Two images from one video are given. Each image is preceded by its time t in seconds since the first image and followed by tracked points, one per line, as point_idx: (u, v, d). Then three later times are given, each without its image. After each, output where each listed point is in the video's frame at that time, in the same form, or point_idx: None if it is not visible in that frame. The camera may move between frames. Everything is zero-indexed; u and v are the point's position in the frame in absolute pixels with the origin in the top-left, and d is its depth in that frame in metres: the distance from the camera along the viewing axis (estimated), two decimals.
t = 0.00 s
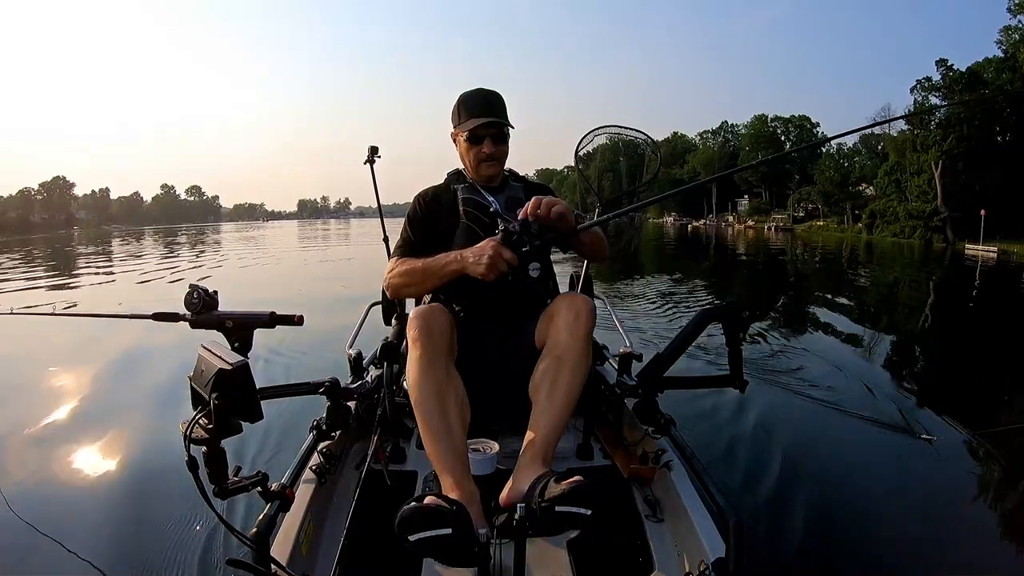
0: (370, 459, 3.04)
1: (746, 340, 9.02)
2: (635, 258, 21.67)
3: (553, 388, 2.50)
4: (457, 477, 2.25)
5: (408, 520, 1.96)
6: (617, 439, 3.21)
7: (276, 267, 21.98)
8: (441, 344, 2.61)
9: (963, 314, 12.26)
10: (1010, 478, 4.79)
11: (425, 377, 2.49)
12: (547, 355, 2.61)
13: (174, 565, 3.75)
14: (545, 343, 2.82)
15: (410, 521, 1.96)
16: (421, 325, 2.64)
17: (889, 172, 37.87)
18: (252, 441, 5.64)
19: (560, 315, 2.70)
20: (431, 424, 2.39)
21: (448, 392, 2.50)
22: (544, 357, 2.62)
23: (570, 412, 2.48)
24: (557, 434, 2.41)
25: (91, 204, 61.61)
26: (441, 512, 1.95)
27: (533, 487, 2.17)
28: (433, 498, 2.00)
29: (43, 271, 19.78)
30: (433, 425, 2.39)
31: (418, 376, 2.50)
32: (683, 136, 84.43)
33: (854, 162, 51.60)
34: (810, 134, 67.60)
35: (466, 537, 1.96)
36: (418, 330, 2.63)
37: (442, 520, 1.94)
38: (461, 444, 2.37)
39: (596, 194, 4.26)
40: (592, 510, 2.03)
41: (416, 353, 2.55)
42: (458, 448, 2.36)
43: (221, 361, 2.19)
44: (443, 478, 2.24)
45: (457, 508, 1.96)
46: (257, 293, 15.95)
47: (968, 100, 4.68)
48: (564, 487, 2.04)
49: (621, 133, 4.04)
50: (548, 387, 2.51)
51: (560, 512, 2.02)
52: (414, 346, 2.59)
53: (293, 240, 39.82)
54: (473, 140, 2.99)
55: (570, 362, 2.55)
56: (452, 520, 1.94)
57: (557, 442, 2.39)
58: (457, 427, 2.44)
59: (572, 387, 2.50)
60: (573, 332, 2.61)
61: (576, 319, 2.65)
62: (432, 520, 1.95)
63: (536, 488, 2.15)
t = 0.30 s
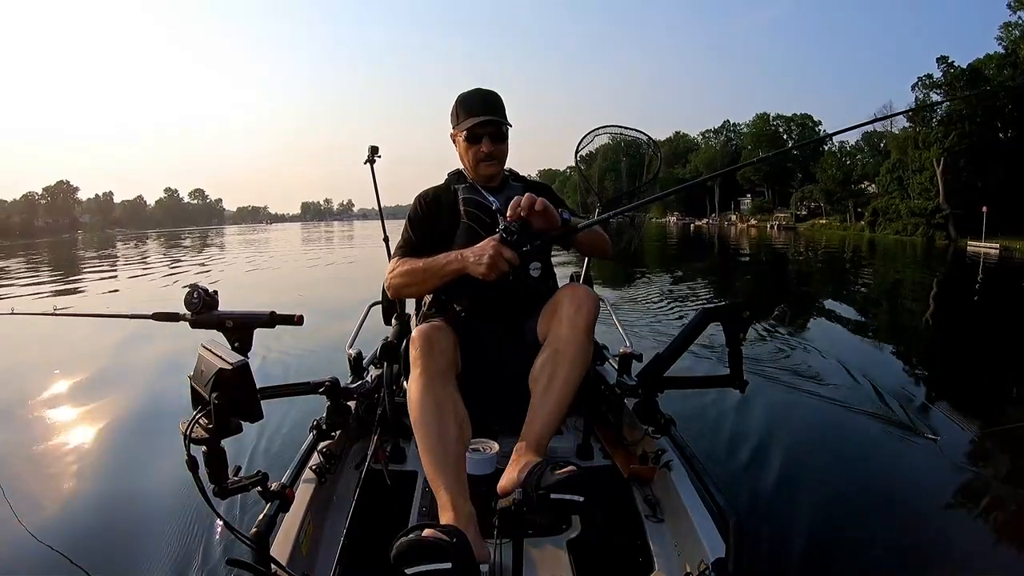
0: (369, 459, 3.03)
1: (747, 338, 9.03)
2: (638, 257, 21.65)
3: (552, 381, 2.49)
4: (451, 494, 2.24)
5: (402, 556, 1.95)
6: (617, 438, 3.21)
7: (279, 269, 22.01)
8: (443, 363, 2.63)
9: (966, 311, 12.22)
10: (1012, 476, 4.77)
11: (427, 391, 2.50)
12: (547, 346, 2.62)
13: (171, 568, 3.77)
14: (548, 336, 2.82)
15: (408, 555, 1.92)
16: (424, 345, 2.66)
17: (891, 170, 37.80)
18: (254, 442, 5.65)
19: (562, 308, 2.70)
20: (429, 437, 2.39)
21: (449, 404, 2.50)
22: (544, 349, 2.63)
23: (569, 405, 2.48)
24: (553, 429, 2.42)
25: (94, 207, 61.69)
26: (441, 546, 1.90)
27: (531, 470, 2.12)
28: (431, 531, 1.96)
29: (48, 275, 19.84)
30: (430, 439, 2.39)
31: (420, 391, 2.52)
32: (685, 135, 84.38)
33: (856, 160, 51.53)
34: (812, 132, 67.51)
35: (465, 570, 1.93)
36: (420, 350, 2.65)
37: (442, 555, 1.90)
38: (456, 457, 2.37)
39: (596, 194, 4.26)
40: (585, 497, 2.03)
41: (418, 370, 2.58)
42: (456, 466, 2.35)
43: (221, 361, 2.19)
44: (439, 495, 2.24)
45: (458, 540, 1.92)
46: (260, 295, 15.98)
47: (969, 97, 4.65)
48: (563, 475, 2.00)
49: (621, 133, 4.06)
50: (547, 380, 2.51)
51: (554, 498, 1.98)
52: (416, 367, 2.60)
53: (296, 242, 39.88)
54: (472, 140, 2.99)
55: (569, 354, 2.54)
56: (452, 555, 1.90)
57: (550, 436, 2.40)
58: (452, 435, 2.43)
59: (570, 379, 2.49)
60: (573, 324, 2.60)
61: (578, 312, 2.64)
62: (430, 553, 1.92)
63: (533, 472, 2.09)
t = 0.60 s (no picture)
0: (369, 459, 3.03)
1: (747, 336, 9.02)
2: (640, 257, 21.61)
3: (553, 387, 2.49)
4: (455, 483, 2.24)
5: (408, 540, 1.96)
6: (617, 438, 3.20)
7: (282, 270, 22.03)
8: (443, 350, 2.62)
9: (969, 309, 12.19)
10: (1013, 474, 4.76)
11: (427, 380, 2.49)
12: (549, 351, 2.61)
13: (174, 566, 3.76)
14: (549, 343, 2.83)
15: (411, 539, 1.96)
16: (424, 330, 2.64)
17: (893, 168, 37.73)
18: (256, 443, 5.65)
19: (562, 314, 2.69)
20: (430, 429, 2.38)
21: (449, 396, 2.48)
22: (545, 354, 2.62)
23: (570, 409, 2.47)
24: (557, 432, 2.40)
25: (97, 210, 61.81)
26: (444, 531, 1.95)
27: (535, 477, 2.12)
28: (436, 516, 2.00)
29: (51, 277, 19.88)
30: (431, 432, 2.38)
31: (419, 380, 2.50)
32: (687, 134, 84.30)
33: (859, 158, 51.45)
34: (814, 130, 67.40)
35: (469, 556, 1.97)
36: (420, 335, 2.63)
37: (446, 540, 1.94)
38: (457, 448, 2.36)
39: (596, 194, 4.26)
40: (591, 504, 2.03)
41: (417, 355, 2.56)
42: (457, 455, 2.34)
43: (221, 361, 2.19)
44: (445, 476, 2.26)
45: (462, 526, 1.97)
46: (262, 296, 15.99)
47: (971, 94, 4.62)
48: (566, 481, 2.03)
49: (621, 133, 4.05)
50: (548, 387, 2.50)
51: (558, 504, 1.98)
52: (416, 352, 2.58)
53: (299, 244, 39.94)
54: (473, 139, 2.98)
55: (572, 359, 2.54)
56: (455, 540, 1.94)
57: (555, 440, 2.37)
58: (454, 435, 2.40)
59: (571, 385, 2.49)
60: (574, 329, 2.60)
61: (578, 318, 2.64)
62: (432, 538, 1.96)
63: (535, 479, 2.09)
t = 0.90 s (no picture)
0: (369, 458, 3.02)
1: (748, 337, 9.00)
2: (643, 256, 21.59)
3: (555, 405, 2.47)
4: (454, 453, 2.27)
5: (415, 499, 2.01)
6: (617, 439, 3.19)
7: (284, 267, 22.04)
8: (432, 324, 2.57)
9: (972, 312, 12.16)
10: (1014, 479, 4.74)
11: (421, 365, 2.47)
12: (548, 366, 2.61)
13: (173, 565, 3.77)
14: (545, 358, 2.81)
15: (418, 499, 2.01)
16: (412, 305, 2.58)
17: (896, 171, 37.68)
18: (256, 441, 5.64)
19: (557, 332, 2.67)
20: (429, 414, 2.39)
21: (445, 385, 2.47)
22: (544, 371, 2.61)
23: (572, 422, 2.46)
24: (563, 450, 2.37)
25: (101, 204, 61.58)
26: (448, 492, 1.97)
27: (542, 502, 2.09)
28: (440, 478, 2.03)
29: (55, 272, 19.92)
30: (430, 417, 2.38)
31: (413, 365, 2.48)
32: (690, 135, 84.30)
33: (862, 160, 51.39)
34: (818, 132, 67.33)
35: (470, 516, 1.98)
36: (408, 310, 2.57)
37: (448, 499, 1.97)
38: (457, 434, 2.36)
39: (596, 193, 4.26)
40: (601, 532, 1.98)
41: (408, 331, 2.53)
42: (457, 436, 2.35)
43: (221, 360, 2.18)
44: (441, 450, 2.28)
45: (463, 487, 1.98)
46: (264, 292, 15.99)
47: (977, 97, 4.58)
48: (574, 507, 1.99)
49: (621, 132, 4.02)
50: (551, 404, 2.48)
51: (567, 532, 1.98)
52: (406, 327, 2.54)
53: (303, 240, 39.99)
54: (492, 135, 2.95)
55: (571, 373, 2.54)
56: (457, 499, 1.96)
57: (561, 457, 2.35)
58: (453, 428, 2.37)
59: (573, 403, 2.48)
60: (571, 347, 2.60)
61: (573, 338, 2.62)
62: (436, 498, 1.99)
63: (541, 505, 2.08)
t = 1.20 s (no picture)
0: (370, 460, 3.02)
1: (750, 338, 9.00)
2: (646, 258, 21.61)
3: (556, 420, 2.46)
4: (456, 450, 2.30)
5: (418, 488, 1.99)
6: (617, 439, 3.18)
7: (288, 268, 22.10)
8: (429, 323, 2.54)
9: (975, 314, 12.14)
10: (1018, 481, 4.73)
11: (421, 366, 2.46)
12: (546, 382, 2.61)
13: (174, 565, 3.78)
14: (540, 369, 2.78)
15: (422, 486, 1.98)
16: (408, 303, 2.53)
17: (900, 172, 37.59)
18: (256, 442, 5.65)
19: (552, 349, 2.67)
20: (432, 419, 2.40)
21: (445, 390, 2.47)
22: (542, 387, 2.61)
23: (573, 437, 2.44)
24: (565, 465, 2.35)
25: (106, 204, 61.63)
26: (449, 478, 1.96)
27: (546, 525, 2.03)
28: (442, 464, 2.02)
29: (61, 272, 20.00)
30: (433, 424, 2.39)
31: (412, 367, 2.46)
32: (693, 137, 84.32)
33: (865, 162, 51.33)
34: (822, 134, 67.28)
35: (471, 504, 1.96)
36: (404, 310, 2.52)
37: (448, 485, 1.96)
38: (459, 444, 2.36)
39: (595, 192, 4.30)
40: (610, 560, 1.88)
41: (404, 331, 2.50)
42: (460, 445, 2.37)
43: (222, 361, 2.19)
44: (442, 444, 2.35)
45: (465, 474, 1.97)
46: (268, 293, 16.02)
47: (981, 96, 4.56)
48: (579, 539, 1.87)
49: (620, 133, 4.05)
50: (551, 419, 2.46)
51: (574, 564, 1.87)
52: (402, 328, 2.51)
53: (307, 241, 40.06)
54: (521, 138, 2.99)
55: (571, 390, 2.53)
56: (458, 483, 1.95)
57: (565, 470, 2.32)
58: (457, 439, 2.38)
59: (575, 420, 2.45)
60: (570, 363, 2.59)
61: (570, 355, 2.62)
62: (437, 485, 1.97)
63: (547, 529, 2.01)
